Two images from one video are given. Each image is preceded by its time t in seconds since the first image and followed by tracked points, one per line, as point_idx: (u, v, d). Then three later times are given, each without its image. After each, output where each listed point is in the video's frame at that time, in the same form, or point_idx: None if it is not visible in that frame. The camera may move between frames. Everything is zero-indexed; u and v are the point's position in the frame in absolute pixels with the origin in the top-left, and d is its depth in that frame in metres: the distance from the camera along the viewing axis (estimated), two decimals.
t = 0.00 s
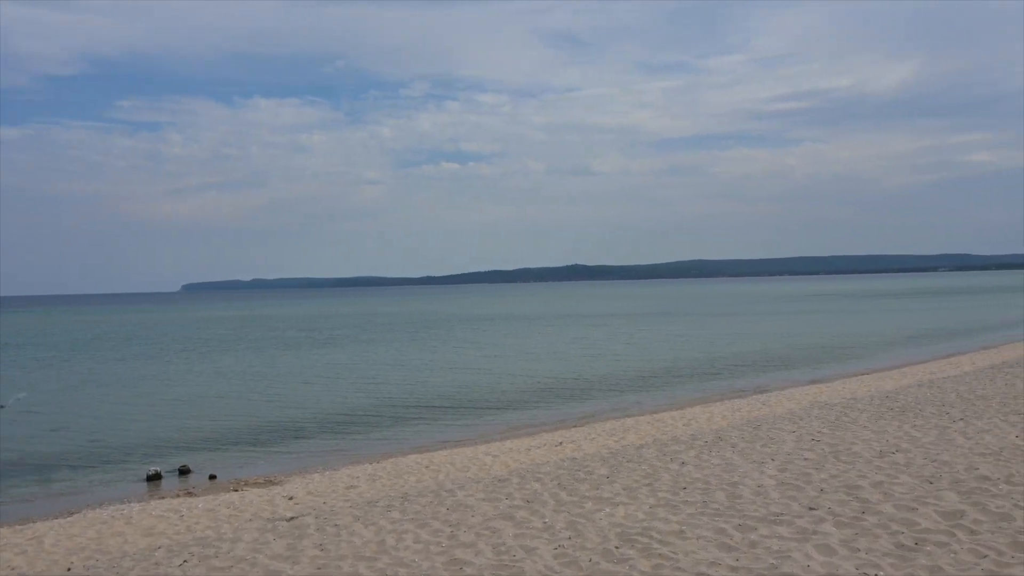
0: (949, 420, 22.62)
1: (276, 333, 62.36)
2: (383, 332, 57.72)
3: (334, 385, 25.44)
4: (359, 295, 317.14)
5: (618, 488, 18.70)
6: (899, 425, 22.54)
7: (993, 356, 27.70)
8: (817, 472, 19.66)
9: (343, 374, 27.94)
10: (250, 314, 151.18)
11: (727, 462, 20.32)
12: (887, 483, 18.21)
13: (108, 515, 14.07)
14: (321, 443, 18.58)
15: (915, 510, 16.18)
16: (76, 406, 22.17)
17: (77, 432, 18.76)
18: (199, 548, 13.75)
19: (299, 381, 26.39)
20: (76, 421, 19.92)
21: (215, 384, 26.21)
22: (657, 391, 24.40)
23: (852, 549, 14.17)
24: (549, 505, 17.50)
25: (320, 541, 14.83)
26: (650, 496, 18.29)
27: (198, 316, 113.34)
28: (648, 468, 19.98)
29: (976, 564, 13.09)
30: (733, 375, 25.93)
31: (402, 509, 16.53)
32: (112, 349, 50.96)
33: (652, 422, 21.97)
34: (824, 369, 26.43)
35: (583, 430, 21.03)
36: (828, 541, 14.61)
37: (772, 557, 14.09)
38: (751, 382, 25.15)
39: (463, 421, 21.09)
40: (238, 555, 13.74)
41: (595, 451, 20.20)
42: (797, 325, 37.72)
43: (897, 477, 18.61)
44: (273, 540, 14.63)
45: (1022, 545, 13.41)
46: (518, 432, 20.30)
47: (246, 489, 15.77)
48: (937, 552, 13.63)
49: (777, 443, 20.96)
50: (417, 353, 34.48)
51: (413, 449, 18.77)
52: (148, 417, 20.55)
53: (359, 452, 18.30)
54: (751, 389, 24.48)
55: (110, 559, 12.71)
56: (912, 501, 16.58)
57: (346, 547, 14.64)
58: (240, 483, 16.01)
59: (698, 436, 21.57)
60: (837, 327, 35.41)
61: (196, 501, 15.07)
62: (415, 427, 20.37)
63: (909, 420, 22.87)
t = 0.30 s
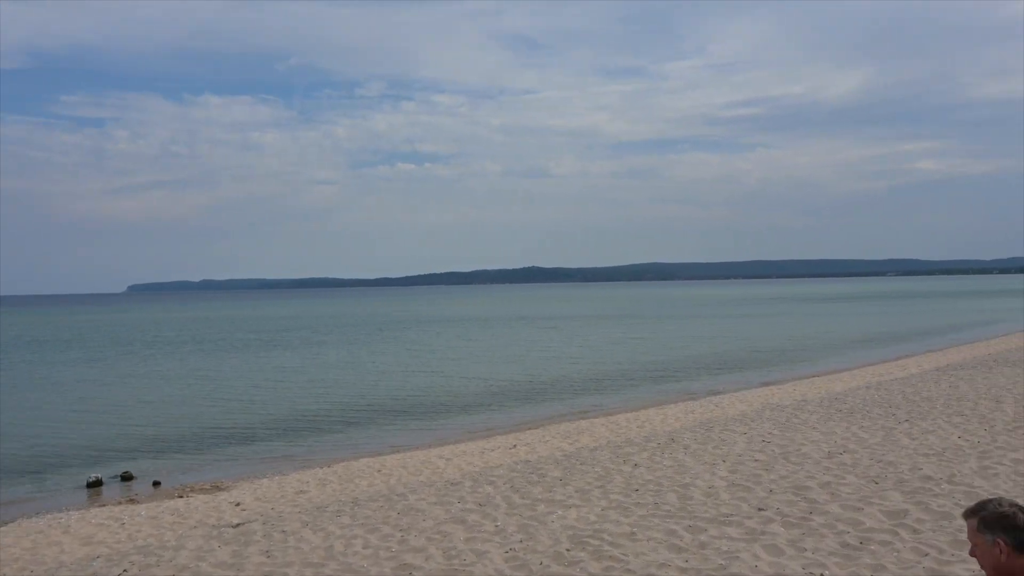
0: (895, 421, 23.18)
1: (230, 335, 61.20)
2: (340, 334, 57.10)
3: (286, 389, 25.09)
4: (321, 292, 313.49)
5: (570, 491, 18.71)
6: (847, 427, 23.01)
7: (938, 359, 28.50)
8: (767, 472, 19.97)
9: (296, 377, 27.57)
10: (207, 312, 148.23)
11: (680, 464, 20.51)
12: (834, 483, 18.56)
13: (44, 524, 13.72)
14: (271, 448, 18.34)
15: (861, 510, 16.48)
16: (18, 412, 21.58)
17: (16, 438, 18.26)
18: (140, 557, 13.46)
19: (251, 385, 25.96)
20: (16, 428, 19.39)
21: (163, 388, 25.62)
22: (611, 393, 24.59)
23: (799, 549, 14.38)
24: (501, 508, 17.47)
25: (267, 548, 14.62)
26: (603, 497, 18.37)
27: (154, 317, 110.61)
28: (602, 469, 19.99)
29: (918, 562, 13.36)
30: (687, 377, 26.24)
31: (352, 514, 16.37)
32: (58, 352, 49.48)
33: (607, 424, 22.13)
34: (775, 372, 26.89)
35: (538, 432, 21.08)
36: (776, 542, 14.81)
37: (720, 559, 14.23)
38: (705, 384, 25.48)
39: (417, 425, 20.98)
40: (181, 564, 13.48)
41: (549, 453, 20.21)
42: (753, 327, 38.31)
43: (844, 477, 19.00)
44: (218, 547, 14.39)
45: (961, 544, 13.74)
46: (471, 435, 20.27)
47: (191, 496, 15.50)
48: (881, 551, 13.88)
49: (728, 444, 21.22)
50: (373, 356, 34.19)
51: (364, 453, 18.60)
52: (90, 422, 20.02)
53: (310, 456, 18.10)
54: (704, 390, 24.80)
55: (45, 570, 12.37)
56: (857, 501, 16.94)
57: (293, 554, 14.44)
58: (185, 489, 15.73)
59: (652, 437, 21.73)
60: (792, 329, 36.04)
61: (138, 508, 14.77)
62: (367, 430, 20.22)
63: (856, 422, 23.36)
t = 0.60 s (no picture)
0: (822, 421, 23.88)
1: (161, 340, 59.26)
2: (274, 339, 55.73)
3: (214, 396, 24.47)
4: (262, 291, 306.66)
5: (504, 495, 18.66)
6: (776, 427, 23.59)
7: (864, 360, 29.49)
8: (699, 473, 20.29)
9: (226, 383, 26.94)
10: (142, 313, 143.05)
11: (613, 466, 20.69)
12: (763, 483, 18.97)
13: None
14: (196, 457, 17.87)
15: (788, 509, 16.81)
16: None
17: None
18: (51, 572, 12.91)
19: (178, 392, 25.26)
20: None
21: (83, 396, 24.66)
22: (546, 397, 24.74)
23: (728, 549, 14.54)
24: (433, 514, 17.29)
25: (188, 559, 14.14)
26: (536, 501, 18.35)
27: (84, 320, 106.05)
28: (535, 473, 20.00)
29: (842, 558, 13.59)
30: (622, 380, 26.57)
31: (279, 523, 16.00)
32: None
33: (541, 428, 22.24)
34: (708, 374, 27.43)
35: (472, 437, 21.05)
36: (705, 542, 14.98)
37: (651, 560, 14.26)
38: (639, 387, 25.86)
39: (348, 431, 20.74)
40: None
41: (482, 458, 20.18)
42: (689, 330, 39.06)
43: (772, 477, 19.43)
44: (136, 559, 13.89)
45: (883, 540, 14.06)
46: (404, 440, 20.13)
47: (108, 508, 14.98)
48: (807, 548, 14.14)
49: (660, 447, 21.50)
50: (308, 360, 33.68)
51: (293, 460, 18.28)
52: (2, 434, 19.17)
53: (237, 464, 17.70)
54: (639, 393, 25.16)
55: None
56: (784, 501, 17.33)
57: (216, 565, 13.98)
58: (103, 500, 15.21)
59: (586, 441, 21.89)
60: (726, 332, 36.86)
61: (52, 521, 14.21)
62: (298, 438, 19.89)
63: (785, 422, 23.98)
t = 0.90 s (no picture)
0: (751, 422, 24.47)
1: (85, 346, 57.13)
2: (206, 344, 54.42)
3: (136, 405, 23.63)
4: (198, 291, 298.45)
5: (436, 501, 18.50)
6: (707, 428, 24.07)
7: (792, 361, 30.38)
8: (631, 475, 20.53)
9: (149, 391, 26.07)
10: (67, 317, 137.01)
11: (547, 469, 20.75)
12: (694, 484, 19.30)
13: None
14: (115, 469, 17.24)
15: (718, 509, 17.10)
16: None
17: None
18: None
19: (98, 401, 24.36)
20: None
21: None
22: (480, 401, 24.72)
23: (659, 550, 14.66)
24: (364, 522, 17.00)
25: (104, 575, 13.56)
26: (469, 507, 18.23)
27: (3, 326, 100.67)
28: (468, 478, 19.90)
29: (770, 557, 13.83)
30: (557, 384, 26.75)
31: (202, 535, 15.50)
32: None
33: (474, 432, 22.20)
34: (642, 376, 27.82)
35: (404, 442, 20.87)
36: (637, 544, 15.11)
37: (584, 563, 14.28)
38: (573, 389, 26.07)
39: (276, 439, 20.30)
40: None
41: (415, 464, 20.00)
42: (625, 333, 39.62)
43: (703, 478, 19.79)
44: None
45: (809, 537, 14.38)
46: (334, 447, 19.82)
47: (18, 524, 14.32)
48: (736, 548, 14.39)
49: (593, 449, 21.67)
50: (238, 366, 32.90)
51: (218, 469, 17.79)
52: None
53: (158, 474, 17.14)
54: (573, 396, 25.36)
55: None
56: (714, 501, 17.67)
57: None
58: (12, 516, 14.54)
59: (519, 444, 21.91)
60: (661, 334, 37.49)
61: None
62: (224, 446, 19.38)
63: (716, 423, 24.49)
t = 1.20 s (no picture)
0: (678, 425, 24.96)
1: None
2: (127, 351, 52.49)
3: (45, 416, 22.58)
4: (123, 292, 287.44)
5: (362, 510, 18.22)
6: (635, 432, 24.43)
7: (718, 365, 31.13)
8: (559, 481, 20.67)
9: (60, 402, 24.96)
10: None
11: (476, 476, 20.71)
12: (621, 488, 19.55)
13: None
14: (19, 485, 16.44)
15: (644, 512, 17.36)
16: None
17: None
18: None
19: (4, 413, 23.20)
20: None
21: None
22: (409, 408, 24.53)
23: (586, 555, 14.76)
24: (286, 534, 16.61)
25: None
26: (396, 516, 18.02)
27: None
28: (395, 487, 19.68)
29: (694, 559, 14.06)
30: (487, 390, 26.78)
31: (114, 551, 14.87)
32: None
33: (402, 440, 22.01)
34: (572, 381, 28.08)
35: (329, 451, 20.54)
36: (565, 549, 15.20)
37: (512, 569, 14.25)
38: (503, 395, 26.13)
39: (194, 450, 19.69)
40: None
41: (340, 473, 19.68)
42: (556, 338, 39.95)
43: (630, 482, 20.07)
44: None
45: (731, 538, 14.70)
46: (256, 457, 19.36)
47: None
48: (662, 551, 14.60)
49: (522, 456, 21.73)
50: (158, 375, 31.82)
51: (132, 483, 17.14)
52: None
53: (67, 489, 16.42)
54: (502, 402, 25.41)
55: None
56: (642, 504, 17.94)
57: None
58: None
59: (448, 451, 21.82)
60: (592, 339, 37.92)
61: None
62: (139, 458, 18.70)
63: (643, 427, 24.89)
